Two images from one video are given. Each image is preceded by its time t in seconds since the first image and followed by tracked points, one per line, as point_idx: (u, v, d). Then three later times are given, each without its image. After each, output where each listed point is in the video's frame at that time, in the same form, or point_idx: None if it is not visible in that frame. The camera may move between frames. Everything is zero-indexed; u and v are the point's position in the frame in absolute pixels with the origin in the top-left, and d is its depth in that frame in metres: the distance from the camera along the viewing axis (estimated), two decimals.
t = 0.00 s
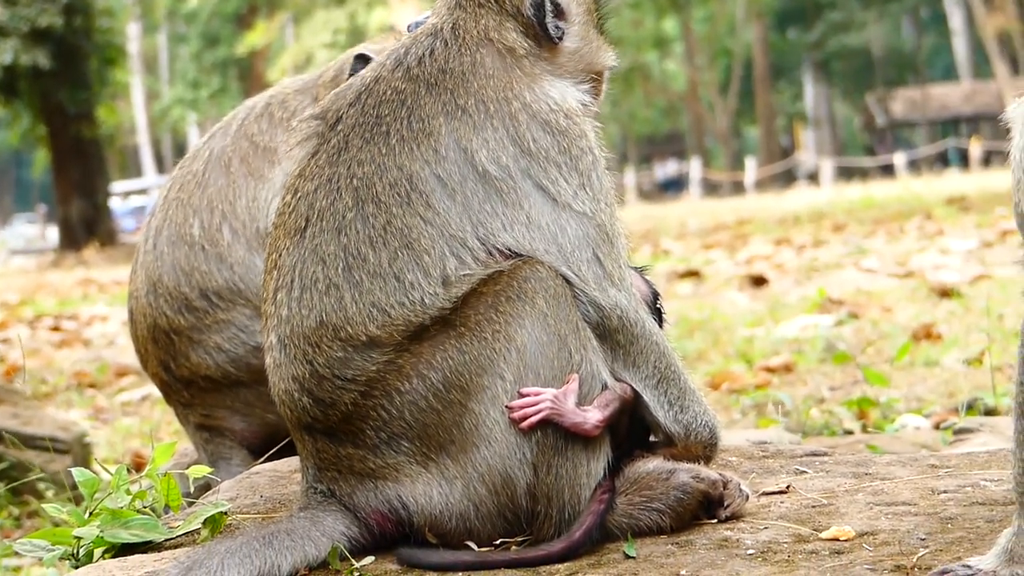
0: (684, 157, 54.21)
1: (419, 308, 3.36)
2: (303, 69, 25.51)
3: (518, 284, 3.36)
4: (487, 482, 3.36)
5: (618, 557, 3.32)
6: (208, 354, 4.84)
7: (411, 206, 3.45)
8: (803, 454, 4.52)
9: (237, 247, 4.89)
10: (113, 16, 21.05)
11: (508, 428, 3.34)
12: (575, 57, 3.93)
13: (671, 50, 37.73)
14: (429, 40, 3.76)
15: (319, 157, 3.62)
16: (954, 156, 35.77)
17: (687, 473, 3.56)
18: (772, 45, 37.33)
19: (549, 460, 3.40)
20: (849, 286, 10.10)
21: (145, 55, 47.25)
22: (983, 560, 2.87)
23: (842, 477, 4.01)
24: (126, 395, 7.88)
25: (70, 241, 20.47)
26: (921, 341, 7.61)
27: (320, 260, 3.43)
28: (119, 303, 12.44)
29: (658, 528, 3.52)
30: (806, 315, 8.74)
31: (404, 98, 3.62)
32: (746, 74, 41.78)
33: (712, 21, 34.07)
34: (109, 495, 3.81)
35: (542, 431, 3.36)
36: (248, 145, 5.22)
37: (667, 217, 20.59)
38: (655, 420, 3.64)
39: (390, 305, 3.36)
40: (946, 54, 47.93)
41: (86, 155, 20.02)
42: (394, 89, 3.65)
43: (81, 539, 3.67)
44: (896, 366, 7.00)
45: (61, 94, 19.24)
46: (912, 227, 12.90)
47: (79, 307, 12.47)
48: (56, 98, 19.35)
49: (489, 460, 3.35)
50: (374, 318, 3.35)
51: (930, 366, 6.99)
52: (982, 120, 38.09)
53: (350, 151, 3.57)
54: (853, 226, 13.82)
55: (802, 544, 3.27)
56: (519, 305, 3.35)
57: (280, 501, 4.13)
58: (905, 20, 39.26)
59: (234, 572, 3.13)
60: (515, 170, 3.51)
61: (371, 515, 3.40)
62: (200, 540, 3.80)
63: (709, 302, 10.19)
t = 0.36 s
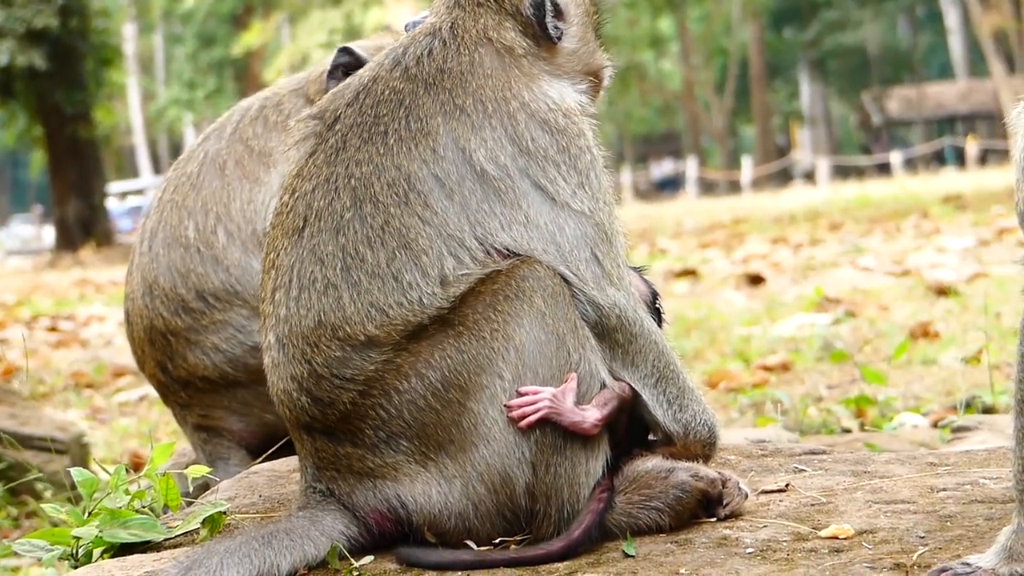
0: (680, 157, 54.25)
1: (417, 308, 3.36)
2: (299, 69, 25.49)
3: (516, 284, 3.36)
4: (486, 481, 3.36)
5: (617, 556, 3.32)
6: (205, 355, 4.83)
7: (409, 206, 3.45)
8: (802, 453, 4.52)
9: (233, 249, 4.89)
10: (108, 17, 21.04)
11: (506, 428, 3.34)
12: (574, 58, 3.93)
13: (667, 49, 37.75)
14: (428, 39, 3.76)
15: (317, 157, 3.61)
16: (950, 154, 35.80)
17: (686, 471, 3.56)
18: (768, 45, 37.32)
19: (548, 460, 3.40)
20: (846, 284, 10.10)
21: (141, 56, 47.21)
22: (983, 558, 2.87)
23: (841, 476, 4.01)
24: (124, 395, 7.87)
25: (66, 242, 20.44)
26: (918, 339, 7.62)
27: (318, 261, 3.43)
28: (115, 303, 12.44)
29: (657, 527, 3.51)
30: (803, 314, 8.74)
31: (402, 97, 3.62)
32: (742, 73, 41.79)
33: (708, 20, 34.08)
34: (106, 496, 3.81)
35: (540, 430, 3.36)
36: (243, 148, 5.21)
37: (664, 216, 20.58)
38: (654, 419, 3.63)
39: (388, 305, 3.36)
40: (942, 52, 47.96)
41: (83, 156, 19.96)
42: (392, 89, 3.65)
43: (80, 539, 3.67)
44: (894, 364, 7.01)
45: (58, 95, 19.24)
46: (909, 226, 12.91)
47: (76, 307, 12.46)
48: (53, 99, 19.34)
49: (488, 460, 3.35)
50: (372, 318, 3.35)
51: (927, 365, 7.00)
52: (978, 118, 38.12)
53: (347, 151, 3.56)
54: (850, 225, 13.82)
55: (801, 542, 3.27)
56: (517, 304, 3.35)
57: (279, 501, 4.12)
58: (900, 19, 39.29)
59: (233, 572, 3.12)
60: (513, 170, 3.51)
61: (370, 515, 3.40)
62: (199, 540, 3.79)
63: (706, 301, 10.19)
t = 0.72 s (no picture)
0: (678, 154, 54.26)
1: (416, 304, 3.36)
2: (297, 65, 25.49)
3: (514, 280, 3.36)
4: (484, 478, 3.37)
5: (615, 553, 3.32)
6: (204, 352, 4.84)
7: (407, 201, 3.45)
8: (800, 450, 4.53)
9: (230, 247, 4.88)
10: (107, 13, 21.03)
11: (505, 424, 3.34)
12: (574, 55, 3.93)
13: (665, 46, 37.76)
14: (429, 35, 3.76)
15: (316, 153, 3.61)
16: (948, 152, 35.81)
17: (684, 468, 3.57)
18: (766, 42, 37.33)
19: (546, 456, 3.40)
20: (844, 282, 10.11)
21: (140, 52, 47.18)
22: (981, 555, 2.88)
23: (838, 473, 4.02)
24: (122, 391, 7.87)
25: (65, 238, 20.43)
26: (915, 337, 7.63)
27: (316, 257, 3.43)
28: (113, 299, 12.46)
29: (655, 524, 3.52)
30: (800, 311, 8.75)
31: (401, 93, 3.62)
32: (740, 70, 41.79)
33: (706, 17, 34.09)
34: (105, 492, 3.81)
35: (538, 427, 3.36)
36: (238, 146, 5.21)
37: (662, 213, 20.59)
38: (652, 416, 3.63)
39: (386, 302, 3.36)
40: (941, 50, 47.98)
41: (81, 153, 19.91)
42: (391, 85, 3.65)
43: (78, 535, 3.67)
44: (892, 361, 7.02)
45: (57, 91, 19.23)
46: (907, 223, 12.91)
47: (74, 303, 12.46)
48: (51, 95, 19.34)
49: (486, 456, 3.35)
50: (370, 314, 3.35)
51: (925, 362, 7.01)
52: (976, 116, 38.11)
53: (346, 147, 3.56)
54: (847, 222, 13.83)
55: (799, 539, 3.28)
56: (516, 301, 3.35)
57: (277, 497, 4.13)
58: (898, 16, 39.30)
59: (231, 567, 3.13)
60: (511, 167, 3.51)
61: (368, 510, 3.41)
62: (197, 535, 3.79)
63: (704, 298, 10.20)
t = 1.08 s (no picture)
0: (677, 149, 54.25)
1: (416, 298, 3.36)
2: (297, 59, 25.49)
3: (515, 274, 3.36)
4: (485, 472, 3.37)
5: (615, 547, 3.32)
6: (204, 346, 4.83)
7: (408, 195, 3.44)
8: (799, 445, 4.53)
9: (232, 241, 4.89)
10: (107, 8, 21.03)
11: (505, 418, 3.34)
12: (577, 54, 3.95)
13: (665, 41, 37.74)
14: (432, 29, 3.76)
15: (317, 146, 3.61)
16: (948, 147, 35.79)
17: (685, 463, 3.56)
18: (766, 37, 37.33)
19: (547, 450, 3.40)
20: (843, 277, 10.12)
21: (139, 47, 47.14)
22: (981, 550, 2.88)
23: (839, 467, 4.02)
24: (122, 385, 7.88)
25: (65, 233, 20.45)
26: (915, 332, 7.64)
27: (317, 250, 3.43)
28: (113, 293, 12.47)
29: (655, 518, 3.51)
30: (800, 306, 8.75)
31: (402, 87, 3.61)
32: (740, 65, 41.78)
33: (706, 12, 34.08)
34: (105, 485, 3.81)
35: (539, 421, 3.36)
36: (240, 139, 5.21)
37: (661, 209, 20.60)
38: (653, 410, 3.63)
39: (387, 296, 3.36)
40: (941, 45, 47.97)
41: (81, 146, 19.91)
42: (392, 78, 3.65)
43: (78, 528, 3.67)
44: (892, 356, 7.02)
45: (56, 85, 19.23)
46: (907, 218, 12.91)
47: (74, 297, 12.45)
48: (51, 89, 19.33)
49: (487, 450, 3.35)
50: (371, 308, 3.35)
51: (925, 357, 7.01)
52: (976, 111, 38.10)
53: (347, 140, 3.56)
54: (847, 217, 13.84)
55: (799, 533, 3.28)
56: (517, 294, 3.34)
57: (278, 491, 4.13)
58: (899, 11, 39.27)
59: (231, 560, 3.13)
60: (512, 161, 3.51)
61: (368, 504, 3.40)
62: (198, 529, 3.79)
63: (703, 293, 10.20)
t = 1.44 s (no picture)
0: (677, 140, 54.25)
1: (418, 288, 3.36)
2: (297, 49, 25.47)
3: (516, 264, 3.35)
4: (485, 462, 3.36)
5: (616, 538, 3.32)
6: (205, 335, 4.83)
7: (410, 185, 3.44)
8: (801, 436, 4.53)
9: (234, 229, 4.89)
10: None
11: (506, 408, 3.34)
12: (580, 44, 3.94)
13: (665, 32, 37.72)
14: (436, 19, 3.75)
15: (319, 136, 3.60)
16: (948, 139, 35.75)
17: (686, 453, 3.56)
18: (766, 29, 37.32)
19: (548, 440, 3.40)
20: (843, 268, 10.12)
21: (139, 36, 47.11)
22: (981, 542, 2.87)
23: (839, 459, 4.02)
24: (121, 375, 7.88)
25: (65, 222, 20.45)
26: (915, 324, 7.64)
27: (318, 240, 3.42)
28: (113, 283, 12.47)
29: (655, 509, 3.51)
30: (800, 298, 8.75)
31: (404, 76, 3.61)
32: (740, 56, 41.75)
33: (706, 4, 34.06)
34: (105, 474, 3.81)
35: (540, 411, 3.36)
36: (242, 128, 5.21)
37: (661, 200, 20.59)
38: (654, 401, 3.63)
39: (388, 286, 3.36)
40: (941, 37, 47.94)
41: (81, 136, 19.90)
42: (395, 68, 3.64)
43: (78, 517, 3.68)
44: (891, 348, 7.02)
45: (56, 75, 19.21)
46: (907, 210, 12.91)
47: (74, 287, 12.46)
48: (51, 79, 19.32)
49: (488, 440, 3.35)
50: (372, 298, 3.35)
51: (925, 349, 7.01)
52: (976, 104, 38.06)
53: (349, 130, 3.56)
54: (847, 209, 13.83)
55: (799, 524, 3.28)
56: (518, 284, 3.34)
57: (279, 480, 4.13)
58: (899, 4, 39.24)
59: (233, 550, 3.13)
60: (514, 151, 3.51)
61: (369, 494, 3.40)
62: (198, 519, 3.79)
63: (703, 284, 10.20)
